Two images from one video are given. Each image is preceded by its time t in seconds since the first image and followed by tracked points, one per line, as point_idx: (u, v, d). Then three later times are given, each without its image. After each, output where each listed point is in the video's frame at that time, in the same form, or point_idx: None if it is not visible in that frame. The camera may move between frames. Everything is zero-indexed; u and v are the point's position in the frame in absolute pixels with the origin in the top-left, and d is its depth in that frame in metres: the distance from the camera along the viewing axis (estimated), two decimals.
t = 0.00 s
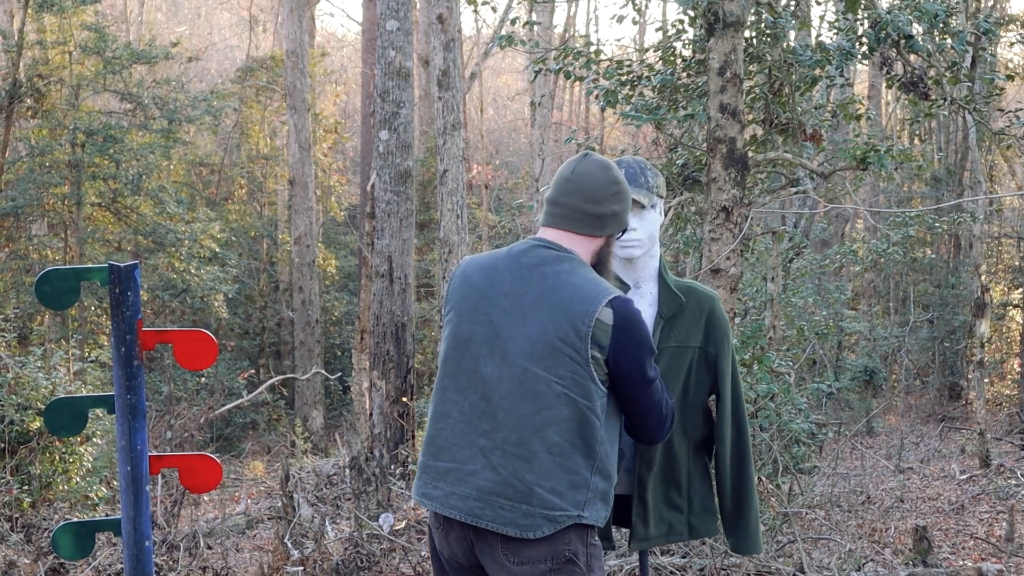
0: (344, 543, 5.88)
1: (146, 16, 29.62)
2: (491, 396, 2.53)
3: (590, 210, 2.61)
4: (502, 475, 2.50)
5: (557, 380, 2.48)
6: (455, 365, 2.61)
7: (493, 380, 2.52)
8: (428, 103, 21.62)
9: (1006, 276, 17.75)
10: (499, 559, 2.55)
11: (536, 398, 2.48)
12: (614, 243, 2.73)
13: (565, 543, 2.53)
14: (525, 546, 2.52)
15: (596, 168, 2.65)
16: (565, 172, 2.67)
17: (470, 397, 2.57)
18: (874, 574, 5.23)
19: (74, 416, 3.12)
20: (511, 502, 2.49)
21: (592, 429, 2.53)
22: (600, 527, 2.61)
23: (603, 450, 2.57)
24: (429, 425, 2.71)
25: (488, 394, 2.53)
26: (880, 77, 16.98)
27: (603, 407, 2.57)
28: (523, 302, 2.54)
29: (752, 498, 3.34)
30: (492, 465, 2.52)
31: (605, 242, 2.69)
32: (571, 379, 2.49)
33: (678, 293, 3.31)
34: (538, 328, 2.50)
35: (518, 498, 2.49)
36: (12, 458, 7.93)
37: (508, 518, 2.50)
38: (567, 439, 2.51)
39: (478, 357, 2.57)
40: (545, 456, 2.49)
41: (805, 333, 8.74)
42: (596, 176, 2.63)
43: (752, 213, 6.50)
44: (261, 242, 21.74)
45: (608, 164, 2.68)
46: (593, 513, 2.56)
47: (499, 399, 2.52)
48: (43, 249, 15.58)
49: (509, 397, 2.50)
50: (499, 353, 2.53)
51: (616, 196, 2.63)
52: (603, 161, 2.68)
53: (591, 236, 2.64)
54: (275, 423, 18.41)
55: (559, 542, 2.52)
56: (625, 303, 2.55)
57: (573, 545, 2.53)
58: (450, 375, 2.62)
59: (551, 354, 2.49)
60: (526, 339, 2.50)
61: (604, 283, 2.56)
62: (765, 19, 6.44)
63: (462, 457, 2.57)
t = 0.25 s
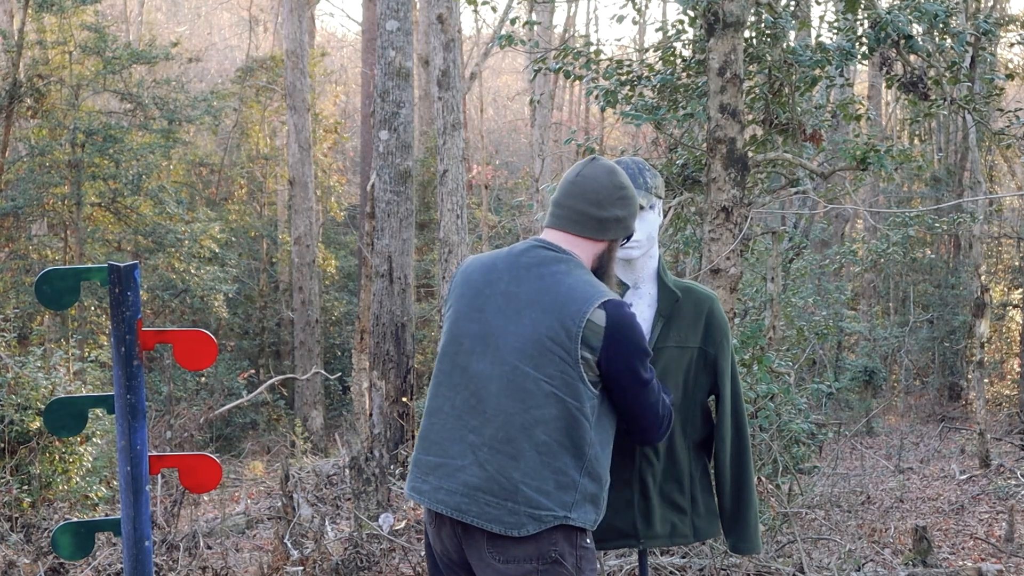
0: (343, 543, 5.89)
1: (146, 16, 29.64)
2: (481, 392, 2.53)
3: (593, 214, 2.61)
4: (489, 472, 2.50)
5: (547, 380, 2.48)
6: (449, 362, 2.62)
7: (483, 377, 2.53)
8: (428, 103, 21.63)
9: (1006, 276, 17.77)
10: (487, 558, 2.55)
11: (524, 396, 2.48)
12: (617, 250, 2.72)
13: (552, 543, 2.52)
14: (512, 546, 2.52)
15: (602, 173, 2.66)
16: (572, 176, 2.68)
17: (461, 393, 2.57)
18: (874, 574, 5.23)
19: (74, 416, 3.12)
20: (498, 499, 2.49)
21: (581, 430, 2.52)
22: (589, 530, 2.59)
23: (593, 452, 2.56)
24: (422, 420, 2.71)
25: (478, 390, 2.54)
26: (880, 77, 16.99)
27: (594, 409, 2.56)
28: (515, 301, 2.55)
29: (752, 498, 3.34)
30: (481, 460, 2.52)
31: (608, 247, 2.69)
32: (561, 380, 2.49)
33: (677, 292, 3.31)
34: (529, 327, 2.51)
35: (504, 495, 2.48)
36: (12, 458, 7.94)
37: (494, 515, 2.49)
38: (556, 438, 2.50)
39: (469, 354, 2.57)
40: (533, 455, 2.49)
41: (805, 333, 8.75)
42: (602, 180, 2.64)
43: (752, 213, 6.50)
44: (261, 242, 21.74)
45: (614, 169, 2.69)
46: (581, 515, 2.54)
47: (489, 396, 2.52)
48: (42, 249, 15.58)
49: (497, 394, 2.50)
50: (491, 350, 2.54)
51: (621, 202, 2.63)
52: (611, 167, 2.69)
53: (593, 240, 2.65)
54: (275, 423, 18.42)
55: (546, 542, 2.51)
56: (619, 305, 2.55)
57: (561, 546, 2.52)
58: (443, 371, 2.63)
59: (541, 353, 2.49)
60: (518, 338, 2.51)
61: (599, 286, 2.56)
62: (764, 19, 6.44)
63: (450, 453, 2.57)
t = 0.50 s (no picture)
0: (343, 543, 5.88)
1: (145, 16, 29.65)
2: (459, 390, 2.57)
3: (588, 223, 2.61)
4: (461, 469, 2.54)
5: (518, 383, 2.49)
6: (439, 358, 2.69)
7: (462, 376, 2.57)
8: (427, 103, 21.62)
9: (1006, 276, 17.78)
10: (462, 554, 2.59)
11: (496, 397, 2.50)
12: (615, 263, 2.70)
13: (524, 543, 2.53)
14: (485, 544, 2.54)
15: (604, 183, 2.64)
16: (576, 184, 2.69)
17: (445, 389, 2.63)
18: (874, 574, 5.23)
19: (74, 416, 3.12)
20: (467, 496, 2.53)
21: (553, 435, 2.51)
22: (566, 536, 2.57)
23: (568, 458, 2.54)
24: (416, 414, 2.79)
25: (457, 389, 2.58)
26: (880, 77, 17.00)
27: (571, 415, 2.54)
28: (496, 304, 2.58)
29: (753, 498, 3.33)
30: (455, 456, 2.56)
31: (605, 260, 2.67)
32: (533, 383, 2.48)
33: (678, 291, 3.31)
34: (505, 329, 2.52)
35: (473, 492, 2.52)
36: (12, 458, 7.94)
37: (463, 511, 2.53)
38: (526, 441, 2.51)
39: (453, 352, 2.64)
40: (501, 457, 2.50)
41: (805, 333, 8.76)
42: (600, 189, 2.63)
43: (752, 213, 6.49)
44: (261, 242, 21.74)
45: (618, 182, 2.67)
46: (552, 519, 2.53)
47: (466, 394, 2.56)
48: (42, 249, 15.57)
49: (471, 394, 2.54)
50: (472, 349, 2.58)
51: (618, 215, 2.61)
52: (613, 177, 2.68)
53: (589, 250, 2.64)
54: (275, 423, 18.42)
55: (519, 541, 2.53)
56: (597, 312, 2.51)
57: (533, 547, 2.53)
58: (433, 368, 2.70)
59: (513, 356, 2.49)
60: (493, 339, 2.53)
61: (582, 292, 2.53)
62: (764, 19, 6.44)
63: (430, 448, 2.63)
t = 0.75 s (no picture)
0: (343, 543, 5.89)
1: (145, 16, 29.64)
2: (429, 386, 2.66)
3: (582, 250, 2.61)
4: (418, 465, 2.62)
5: (473, 385, 2.54)
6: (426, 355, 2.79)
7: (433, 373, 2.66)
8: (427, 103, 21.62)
9: (1006, 276, 17.78)
10: (421, 542, 2.67)
11: (454, 398, 2.56)
12: (606, 296, 2.66)
13: (472, 542, 2.58)
14: (439, 539, 2.62)
15: (603, 213, 2.64)
16: (578, 212, 2.70)
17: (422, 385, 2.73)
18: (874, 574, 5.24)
19: (74, 416, 3.12)
20: (418, 488, 2.60)
21: (503, 442, 2.54)
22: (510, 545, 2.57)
23: (516, 466, 2.56)
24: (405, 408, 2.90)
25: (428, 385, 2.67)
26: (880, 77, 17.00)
27: (525, 427, 2.56)
28: (474, 309, 2.64)
29: (753, 497, 3.34)
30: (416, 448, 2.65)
31: (596, 291, 2.64)
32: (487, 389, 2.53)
33: (679, 291, 3.29)
34: (472, 333, 2.58)
35: (423, 485, 2.59)
36: (12, 459, 7.94)
37: (414, 502, 2.61)
38: (476, 444, 2.55)
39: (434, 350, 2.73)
40: (451, 456, 2.56)
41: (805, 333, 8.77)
42: (599, 217, 2.62)
43: (752, 213, 6.50)
44: (261, 242, 21.74)
45: (619, 215, 2.65)
46: (495, 524, 2.56)
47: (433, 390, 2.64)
48: (42, 249, 15.56)
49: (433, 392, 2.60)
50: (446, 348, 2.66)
51: (611, 247, 2.58)
52: (620, 210, 2.66)
53: (580, 279, 2.63)
54: (274, 423, 18.42)
55: (467, 539, 2.59)
56: (562, 332, 2.51)
57: (484, 546, 2.58)
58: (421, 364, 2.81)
59: (474, 360, 2.55)
60: (461, 341, 2.59)
61: (556, 312, 2.55)
62: (764, 20, 6.45)
63: (401, 439, 2.73)
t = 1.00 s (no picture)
0: (343, 543, 5.89)
1: (145, 16, 29.63)
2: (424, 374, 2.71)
3: (595, 273, 2.63)
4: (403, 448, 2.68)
5: (461, 379, 2.58)
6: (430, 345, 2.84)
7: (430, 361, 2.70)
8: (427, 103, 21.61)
9: (1005, 276, 17.79)
10: (396, 523, 2.74)
11: (442, 388, 2.60)
12: (612, 322, 2.68)
13: (442, 529, 2.63)
14: (411, 524, 2.69)
15: (621, 239, 2.65)
16: (600, 236, 2.72)
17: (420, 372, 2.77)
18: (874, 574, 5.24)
19: (73, 416, 3.12)
20: (399, 469, 2.66)
21: (482, 436, 2.58)
22: (478, 535, 2.62)
23: (492, 461, 2.60)
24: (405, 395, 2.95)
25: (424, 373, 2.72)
26: (879, 77, 17.00)
27: (506, 428, 2.59)
28: (477, 307, 2.69)
29: (752, 498, 3.34)
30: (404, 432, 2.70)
31: (602, 316, 2.66)
32: (473, 384, 2.56)
33: (678, 292, 3.29)
34: (469, 329, 2.62)
35: (404, 468, 2.65)
36: (12, 459, 7.94)
37: (394, 482, 2.67)
38: (456, 434, 2.59)
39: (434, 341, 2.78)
40: (431, 443, 2.60)
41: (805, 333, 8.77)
42: (616, 241, 2.64)
43: (752, 213, 6.49)
44: (260, 242, 21.74)
45: (639, 245, 2.65)
46: (465, 514, 2.60)
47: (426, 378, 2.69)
48: (42, 249, 15.56)
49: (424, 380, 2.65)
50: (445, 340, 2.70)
51: (624, 274, 2.60)
52: (640, 240, 2.67)
53: (588, 302, 2.65)
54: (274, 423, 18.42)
55: (437, 527, 2.64)
56: (558, 349, 2.52)
57: (453, 534, 2.63)
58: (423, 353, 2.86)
59: (466, 354, 2.59)
60: (457, 334, 2.64)
61: (558, 329, 2.57)
62: (764, 20, 6.44)
63: (393, 422, 2.79)
